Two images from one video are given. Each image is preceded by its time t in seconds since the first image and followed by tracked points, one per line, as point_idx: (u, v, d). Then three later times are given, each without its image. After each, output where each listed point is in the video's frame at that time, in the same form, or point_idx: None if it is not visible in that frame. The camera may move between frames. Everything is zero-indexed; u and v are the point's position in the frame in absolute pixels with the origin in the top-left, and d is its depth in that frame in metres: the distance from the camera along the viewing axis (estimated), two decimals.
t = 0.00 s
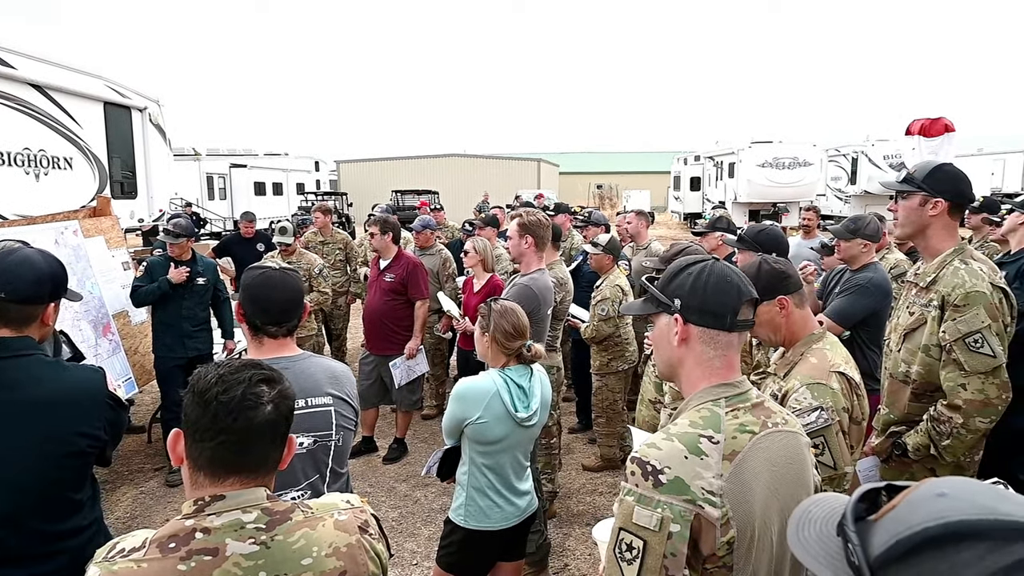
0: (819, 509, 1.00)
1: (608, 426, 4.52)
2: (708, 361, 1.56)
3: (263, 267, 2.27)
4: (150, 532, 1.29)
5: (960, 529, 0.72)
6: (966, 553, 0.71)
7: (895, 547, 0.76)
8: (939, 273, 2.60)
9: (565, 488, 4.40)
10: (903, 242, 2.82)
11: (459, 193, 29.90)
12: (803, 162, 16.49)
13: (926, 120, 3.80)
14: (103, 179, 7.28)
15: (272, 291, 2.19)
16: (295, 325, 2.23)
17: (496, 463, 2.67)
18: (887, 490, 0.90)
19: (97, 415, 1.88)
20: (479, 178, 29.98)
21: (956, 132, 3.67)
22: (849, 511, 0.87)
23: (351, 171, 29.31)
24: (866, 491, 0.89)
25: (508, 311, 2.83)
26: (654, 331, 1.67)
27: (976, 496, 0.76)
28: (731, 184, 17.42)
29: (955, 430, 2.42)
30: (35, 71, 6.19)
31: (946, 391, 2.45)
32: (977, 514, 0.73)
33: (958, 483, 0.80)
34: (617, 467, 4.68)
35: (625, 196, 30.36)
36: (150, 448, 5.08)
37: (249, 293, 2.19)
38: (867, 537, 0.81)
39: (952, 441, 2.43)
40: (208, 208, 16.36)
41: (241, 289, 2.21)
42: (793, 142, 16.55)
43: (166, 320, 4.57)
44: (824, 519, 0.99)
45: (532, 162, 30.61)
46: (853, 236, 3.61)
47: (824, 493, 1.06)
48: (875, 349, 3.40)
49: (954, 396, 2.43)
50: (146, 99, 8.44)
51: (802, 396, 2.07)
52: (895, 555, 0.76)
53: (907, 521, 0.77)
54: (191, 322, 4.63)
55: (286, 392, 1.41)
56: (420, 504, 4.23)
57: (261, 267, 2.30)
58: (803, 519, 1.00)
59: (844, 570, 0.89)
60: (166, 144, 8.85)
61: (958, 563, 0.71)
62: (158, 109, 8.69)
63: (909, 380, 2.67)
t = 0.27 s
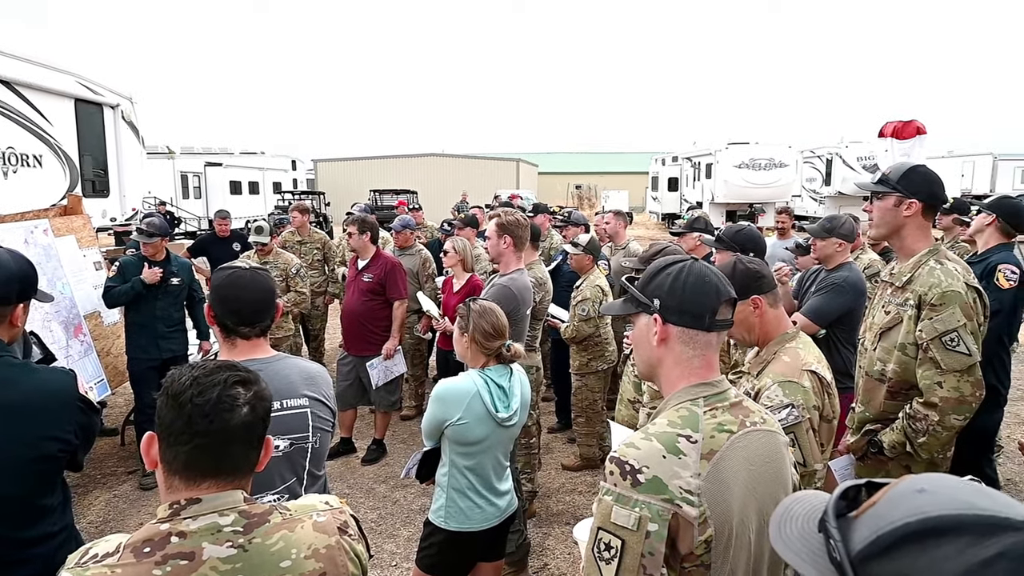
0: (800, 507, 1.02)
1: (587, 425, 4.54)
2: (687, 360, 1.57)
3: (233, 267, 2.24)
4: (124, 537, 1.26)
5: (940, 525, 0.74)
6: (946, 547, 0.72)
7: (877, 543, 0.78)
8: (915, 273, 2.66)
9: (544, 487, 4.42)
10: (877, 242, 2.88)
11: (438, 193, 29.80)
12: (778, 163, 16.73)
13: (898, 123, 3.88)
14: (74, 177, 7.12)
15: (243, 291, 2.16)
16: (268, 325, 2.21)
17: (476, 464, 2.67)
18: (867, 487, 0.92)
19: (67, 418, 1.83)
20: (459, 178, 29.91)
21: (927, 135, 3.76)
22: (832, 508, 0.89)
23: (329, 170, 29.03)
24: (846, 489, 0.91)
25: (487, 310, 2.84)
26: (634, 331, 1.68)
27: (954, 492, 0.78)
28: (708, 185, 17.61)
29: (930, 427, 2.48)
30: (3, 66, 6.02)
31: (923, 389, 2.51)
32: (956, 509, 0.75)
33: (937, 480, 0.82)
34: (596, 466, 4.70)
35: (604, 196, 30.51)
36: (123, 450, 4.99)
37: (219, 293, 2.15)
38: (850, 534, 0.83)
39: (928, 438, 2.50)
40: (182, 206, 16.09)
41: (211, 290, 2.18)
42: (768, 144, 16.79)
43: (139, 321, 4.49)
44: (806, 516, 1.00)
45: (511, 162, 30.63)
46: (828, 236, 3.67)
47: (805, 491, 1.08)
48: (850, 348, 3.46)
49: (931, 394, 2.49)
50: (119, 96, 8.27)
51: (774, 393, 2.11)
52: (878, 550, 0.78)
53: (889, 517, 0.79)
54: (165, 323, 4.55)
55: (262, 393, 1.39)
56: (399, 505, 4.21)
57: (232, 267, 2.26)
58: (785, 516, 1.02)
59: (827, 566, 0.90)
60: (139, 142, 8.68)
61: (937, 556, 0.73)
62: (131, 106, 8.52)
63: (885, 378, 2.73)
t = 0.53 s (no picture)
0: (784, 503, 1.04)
1: (573, 424, 4.56)
2: (672, 359, 1.59)
3: (213, 267, 2.22)
4: (106, 539, 1.25)
5: (923, 519, 0.75)
6: (928, 542, 0.74)
7: (861, 537, 0.79)
8: (898, 271, 2.70)
9: (530, 486, 4.42)
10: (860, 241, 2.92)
11: (424, 192, 29.71)
12: (762, 162, 16.88)
13: (880, 124, 3.94)
14: (55, 176, 7.02)
15: (225, 290, 2.15)
16: (252, 324, 2.19)
17: (462, 463, 2.67)
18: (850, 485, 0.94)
19: (48, 420, 1.81)
20: (445, 177, 29.85)
21: (909, 136, 3.81)
22: (815, 504, 0.90)
23: (314, 169, 28.84)
24: (830, 486, 0.93)
25: (472, 310, 2.84)
26: (618, 329, 1.69)
27: (935, 486, 0.79)
28: (693, 184, 17.73)
29: (918, 424, 2.51)
30: None
31: (910, 386, 2.55)
32: (938, 504, 0.76)
33: (919, 475, 0.83)
34: (582, 465, 4.72)
35: (589, 195, 30.58)
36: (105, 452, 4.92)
37: (201, 293, 2.13)
38: (832, 529, 0.85)
39: (915, 435, 2.53)
40: (165, 205, 15.89)
41: (192, 290, 2.15)
42: (751, 144, 16.95)
43: (121, 321, 4.43)
44: (790, 512, 1.02)
45: (497, 162, 30.62)
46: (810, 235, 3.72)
47: (789, 488, 1.10)
48: (831, 346, 3.52)
49: (918, 390, 2.53)
50: (100, 93, 8.16)
51: (759, 393, 2.13)
52: (860, 544, 0.79)
53: (872, 512, 0.80)
54: (148, 323, 4.50)
55: (245, 394, 1.38)
56: (385, 505, 4.20)
57: (215, 267, 2.25)
58: (769, 513, 1.04)
59: (810, 561, 0.92)
60: (121, 140, 8.57)
61: (919, 550, 0.74)
62: (113, 104, 8.41)
63: (870, 376, 2.77)
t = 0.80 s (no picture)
0: (765, 500, 1.05)
1: (560, 424, 4.56)
2: (656, 357, 1.60)
3: (202, 267, 2.20)
4: (86, 543, 1.23)
5: (902, 513, 0.76)
6: (906, 535, 0.75)
7: (841, 532, 0.80)
8: (882, 269, 2.73)
9: (517, 485, 4.43)
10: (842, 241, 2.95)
11: (410, 191, 29.60)
12: (746, 162, 17.01)
13: (862, 124, 3.98)
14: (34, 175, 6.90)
15: (215, 289, 2.13)
16: (241, 323, 2.17)
17: (448, 463, 2.67)
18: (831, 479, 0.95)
19: (30, 421, 1.78)
20: (431, 177, 29.76)
21: (890, 136, 3.86)
22: (796, 500, 0.92)
23: (298, 168, 28.62)
24: (811, 481, 0.94)
25: (458, 310, 2.83)
26: (602, 328, 1.70)
27: (914, 481, 0.80)
28: (678, 184, 17.83)
29: (900, 422, 2.55)
30: None
31: (893, 384, 2.58)
32: (917, 498, 0.77)
33: (897, 471, 0.85)
34: (567, 464, 4.73)
35: (575, 194, 30.65)
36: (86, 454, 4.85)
37: (189, 293, 2.11)
38: (814, 525, 0.86)
39: (898, 433, 2.57)
40: (147, 205, 15.68)
41: (181, 290, 2.13)
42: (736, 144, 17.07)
43: (103, 322, 4.37)
44: (771, 508, 1.03)
45: (483, 161, 30.58)
46: (788, 232, 3.75)
47: (770, 484, 1.11)
48: (813, 344, 3.56)
49: (900, 389, 2.56)
50: (81, 91, 8.04)
51: (744, 393, 2.15)
52: (841, 540, 0.80)
53: (852, 507, 0.81)
54: (130, 324, 4.44)
55: (225, 395, 1.37)
56: (371, 505, 4.18)
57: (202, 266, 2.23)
58: (751, 509, 1.05)
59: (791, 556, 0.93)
60: (102, 138, 8.45)
61: (897, 543, 0.75)
62: (94, 102, 8.29)
63: (853, 374, 2.80)
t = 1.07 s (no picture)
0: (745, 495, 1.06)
1: (543, 423, 4.57)
2: (639, 356, 1.60)
3: (187, 265, 2.18)
4: (63, 546, 1.21)
5: (881, 506, 0.77)
6: (885, 529, 0.75)
7: (821, 525, 0.81)
8: (859, 268, 2.77)
9: (501, 485, 4.42)
10: (822, 240, 2.99)
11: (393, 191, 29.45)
12: (728, 162, 17.16)
13: (842, 124, 4.03)
14: (9, 174, 6.76)
15: (199, 286, 2.10)
16: (225, 320, 2.14)
17: (432, 462, 2.66)
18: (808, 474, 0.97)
19: (6, 424, 1.75)
20: (414, 176, 29.63)
21: (869, 136, 3.92)
22: (777, 495, 0.93)
23: (280, 167, 28.35)
24: (791, 476, 0.95)
25: (442, 309, 2.83)
26: (586, 328, 1.70)
27: (893, 476, 0.82)
28: (661, 183, 17.93)
29: (874, 417, 2.59)
30: None
31: (867, 381, 2.62)
32: (896, 491, 0.78)
33: (876, 465, 0.86)
34: (551, 463, 4.73)
35: (559, 194, 30.69)
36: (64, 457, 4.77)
37: (173, 290, 2.08)
38: (794, 519, 0.87)
39: (872, 428, 2.60)
40: (125, 204, 15.43)
41: (165, 288, 2.10)
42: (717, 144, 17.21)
43: (80, 323, 4.29)
44: (751, 503, 1.04)
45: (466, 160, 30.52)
46: (768, 232, 3.80)
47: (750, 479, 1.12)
48: (794, 341, 3.60)
49: (874, 385, 2.60)
50: (56, 89, 7.90)
51: (728, 390, 2.17)
52: (821, 534, 0.81)
53: (833, 501, 0.82)
54: (108, 325, 4.37)
55: (205, 394, 1.35)
56: (354, 506, 4.15)
57: (183, 263, 2.21)
58: (731, 504, 1.05)
59: (772, 551, 0.94)
60: (79, 137, 8.30)
61: (876, 536, 0.76)
62: (70, 100, 8.14)
63: (831, 371, 2.84)
